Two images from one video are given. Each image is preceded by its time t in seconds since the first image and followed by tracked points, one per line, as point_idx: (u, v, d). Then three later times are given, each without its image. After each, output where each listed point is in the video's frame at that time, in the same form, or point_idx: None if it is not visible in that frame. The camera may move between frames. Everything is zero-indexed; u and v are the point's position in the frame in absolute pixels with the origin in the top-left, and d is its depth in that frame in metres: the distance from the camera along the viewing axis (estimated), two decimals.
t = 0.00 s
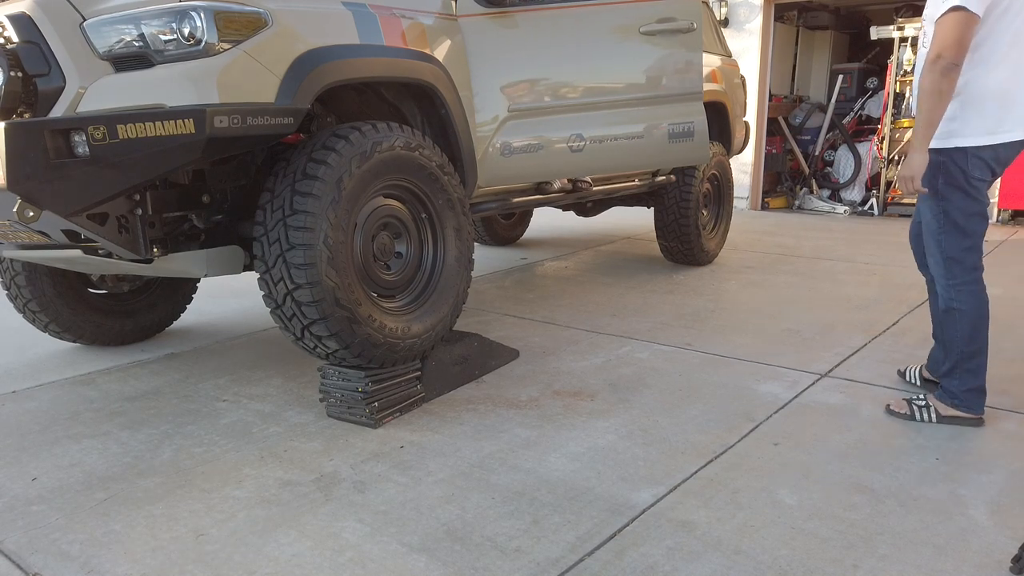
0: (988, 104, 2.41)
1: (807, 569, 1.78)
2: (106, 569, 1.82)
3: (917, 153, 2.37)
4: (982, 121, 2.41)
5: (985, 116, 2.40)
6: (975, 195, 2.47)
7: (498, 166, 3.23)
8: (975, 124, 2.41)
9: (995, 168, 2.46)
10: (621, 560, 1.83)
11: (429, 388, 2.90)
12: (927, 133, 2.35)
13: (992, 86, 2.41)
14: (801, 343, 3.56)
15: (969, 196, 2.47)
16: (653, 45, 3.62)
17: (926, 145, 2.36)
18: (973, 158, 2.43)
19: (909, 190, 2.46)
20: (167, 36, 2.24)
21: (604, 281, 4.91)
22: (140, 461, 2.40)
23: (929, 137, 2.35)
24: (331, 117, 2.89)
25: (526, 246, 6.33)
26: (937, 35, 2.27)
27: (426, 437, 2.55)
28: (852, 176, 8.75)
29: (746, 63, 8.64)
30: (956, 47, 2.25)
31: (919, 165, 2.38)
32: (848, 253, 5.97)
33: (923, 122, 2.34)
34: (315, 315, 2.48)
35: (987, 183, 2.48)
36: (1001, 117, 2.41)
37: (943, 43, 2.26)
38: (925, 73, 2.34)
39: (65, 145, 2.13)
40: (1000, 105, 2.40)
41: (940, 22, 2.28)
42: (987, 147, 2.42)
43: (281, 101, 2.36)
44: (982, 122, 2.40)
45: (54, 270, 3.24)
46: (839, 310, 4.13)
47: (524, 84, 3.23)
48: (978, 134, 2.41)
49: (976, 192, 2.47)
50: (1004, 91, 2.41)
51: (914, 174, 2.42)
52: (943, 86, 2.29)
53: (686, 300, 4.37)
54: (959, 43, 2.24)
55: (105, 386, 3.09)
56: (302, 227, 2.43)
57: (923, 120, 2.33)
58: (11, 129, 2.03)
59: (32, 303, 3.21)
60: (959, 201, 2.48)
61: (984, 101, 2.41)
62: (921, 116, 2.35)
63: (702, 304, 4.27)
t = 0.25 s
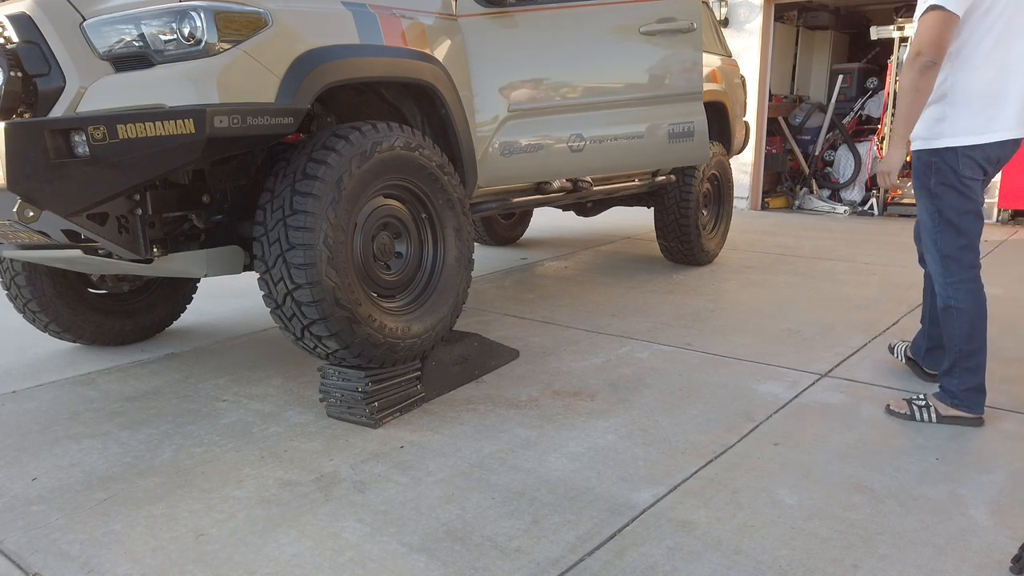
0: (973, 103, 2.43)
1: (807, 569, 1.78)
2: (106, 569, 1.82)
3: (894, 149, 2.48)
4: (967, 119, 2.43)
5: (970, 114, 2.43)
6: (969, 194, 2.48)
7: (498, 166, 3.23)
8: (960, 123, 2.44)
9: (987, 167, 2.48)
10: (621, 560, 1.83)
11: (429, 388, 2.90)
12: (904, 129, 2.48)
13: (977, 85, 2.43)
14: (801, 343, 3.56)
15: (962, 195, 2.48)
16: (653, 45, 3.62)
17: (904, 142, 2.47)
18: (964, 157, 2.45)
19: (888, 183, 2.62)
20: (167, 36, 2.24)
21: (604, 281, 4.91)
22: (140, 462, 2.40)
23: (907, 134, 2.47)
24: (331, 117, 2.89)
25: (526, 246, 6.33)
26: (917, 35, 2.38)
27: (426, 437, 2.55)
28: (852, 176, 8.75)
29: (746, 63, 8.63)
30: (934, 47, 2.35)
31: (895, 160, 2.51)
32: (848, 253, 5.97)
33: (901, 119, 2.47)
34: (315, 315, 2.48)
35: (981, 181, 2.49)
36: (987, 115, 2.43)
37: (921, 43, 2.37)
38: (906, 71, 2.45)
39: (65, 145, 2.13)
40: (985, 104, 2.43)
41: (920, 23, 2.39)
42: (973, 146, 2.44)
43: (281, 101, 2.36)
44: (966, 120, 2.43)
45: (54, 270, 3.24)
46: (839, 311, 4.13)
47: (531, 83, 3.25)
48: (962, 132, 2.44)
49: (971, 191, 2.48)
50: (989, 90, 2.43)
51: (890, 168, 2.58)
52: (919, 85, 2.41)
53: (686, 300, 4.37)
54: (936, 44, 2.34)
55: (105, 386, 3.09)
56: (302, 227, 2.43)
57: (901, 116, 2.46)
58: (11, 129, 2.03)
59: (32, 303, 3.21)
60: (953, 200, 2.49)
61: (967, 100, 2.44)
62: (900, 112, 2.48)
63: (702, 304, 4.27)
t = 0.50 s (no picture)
0: (960, 105, 2.48)
1: (807, 569, 1.78)
2: (106, 569, 1.82)
3: (879, 145, 2.57)
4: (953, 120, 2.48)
5: (957, 115, 2.48)
6: (954, 190, 2.53)
7: (498, 165, 3.24)
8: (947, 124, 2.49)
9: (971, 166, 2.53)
10: (621, 560, 1.83)
11: (429, 388, 2.90)
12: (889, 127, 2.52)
13: (965, 88, 2.48)
14: (801, 343, 3.56)
15: (948, 191, 2.54)
16: (653, 45, 3.62)
17: (889, 141, 2.56)
18: (949, 157, 2.51)
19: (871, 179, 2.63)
20: (167, 36, 2.24)
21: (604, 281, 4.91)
22: (140, 462, 2.40)
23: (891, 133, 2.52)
24: (331, 117, 2.89)
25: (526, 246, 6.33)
26: (909, 37, 2.41)
27: (426, 437, 2.55)
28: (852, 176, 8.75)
29: (746, 63, 8.63)
30: (925, 50, 2.38)
31: (880, 158, 2.59)
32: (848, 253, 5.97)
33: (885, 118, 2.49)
34: (315, 314, 2.48)
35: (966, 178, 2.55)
36: (973, 117, 2.48)
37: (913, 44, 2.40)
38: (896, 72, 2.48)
39: (65, 145, 2.13)
40: (971, 106, 2.48)
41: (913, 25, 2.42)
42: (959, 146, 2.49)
43: (281, 101, 2.36)
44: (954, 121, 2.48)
45: (54, 270, 3.24)
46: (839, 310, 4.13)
47: (537, 82, 3.26)
48: (949, 134, 2.49)
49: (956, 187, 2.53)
50: (976, 92, 2.48)
51: (873, 164, 2.61)
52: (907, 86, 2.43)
53: (686, 300, 4.37)
54: (928, 47, 2.37)
55: (105, 386, 3.09)
56: (302, 226, 2.43)
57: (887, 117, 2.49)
58: (11, 129, 2.03)
59: (33, 303, 3.21)
60: (938, 196, 2.55)
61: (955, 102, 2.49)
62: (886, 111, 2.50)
63: (702, 304, 4.27)
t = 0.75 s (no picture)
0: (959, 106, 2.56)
1: (807, 569, 1.78)
2: (106, 569, 1.82)
3: (880, 141, 2.56)
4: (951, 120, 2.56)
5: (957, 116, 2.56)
6: (935, 184, 2.62)
7: (498, 165, 3.24)
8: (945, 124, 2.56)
9: (961, 164, 2.61)
10: (621, 560, 1.83)
11: (429, 388, 2.90)
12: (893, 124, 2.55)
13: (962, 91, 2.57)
14: (801, 343, 3.56)
15: (929, 184, 2.62)
16: (653, 45, 3.62)
17: (890, 136, 2.57)
18: (942, 153, 2.58)
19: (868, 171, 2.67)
20: (167, 36, 2.24)
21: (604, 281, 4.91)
22: (140, 462, 2.40)
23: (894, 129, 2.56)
24: (331, 117, 2.89)
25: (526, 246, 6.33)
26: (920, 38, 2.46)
27: (426, 437, 2.55)
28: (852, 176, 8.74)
29: (746, 64, 8.63)
30: (935, 53, 2.44)
31: (881, 152, 2.59)
32: (848, 253, 5.97)
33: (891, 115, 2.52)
34: (315, 314, 2.48)
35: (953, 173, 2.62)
36: (969, 119, 2.56)
37: (924, 46, 2.45)
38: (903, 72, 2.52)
39: (65, 145, 2.13)
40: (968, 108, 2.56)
41: (924, 28, 2.48)
42: (956, 146, 2.57)
43: (281, 101, 2.36)
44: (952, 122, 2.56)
45: (54, 270, 3.24)
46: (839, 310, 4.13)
47: (551, 80, 3.30)
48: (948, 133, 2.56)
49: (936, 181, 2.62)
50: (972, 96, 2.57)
51: (874, 157, 2.62)
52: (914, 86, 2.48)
53: (686, 300, 4.37)
54: (938, 49, 2.44)
55: (104, 386, 3.09)
56: (302, 227, 2.43)
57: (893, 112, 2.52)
58: (11, 129, 2.03)
59: (33, 303, 3.21)
60: (918, 188, 2.63)
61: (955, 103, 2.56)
62: (891, 109, 2.54)
63: (702, 304, 4.27)
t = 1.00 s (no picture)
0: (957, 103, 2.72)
1: (807, 569, 1.78)
2: (106, 569, 1.82)
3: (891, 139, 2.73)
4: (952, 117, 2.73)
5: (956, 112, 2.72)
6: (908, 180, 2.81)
7: (498, 165, 3.24)
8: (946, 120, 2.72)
9: (946, 161, 2.78)
10: (621, 560, 1.83)
11: (429, 388, 2.90)
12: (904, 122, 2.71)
13: (961, 89, 2.73)
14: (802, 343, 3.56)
15: (902, 180, 2.81)
16: (653, 45, 3.61)
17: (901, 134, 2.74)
18: (930, 150, 2.75)
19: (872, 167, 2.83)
20: (167, 37, 2.24)
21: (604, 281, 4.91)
22: (140, 462, 2.40)
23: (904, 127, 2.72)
24: (331, 117, 2.89)
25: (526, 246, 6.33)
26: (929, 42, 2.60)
27: (426, 437, 2.55)
28: (852, 176, 8.74)
29: (746, 64, 8.63)
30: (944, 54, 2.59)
31: (892, 150, 2.75)
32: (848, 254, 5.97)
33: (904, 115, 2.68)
34: (315, 314, 2.48)
35: (934, 169, 2.78)
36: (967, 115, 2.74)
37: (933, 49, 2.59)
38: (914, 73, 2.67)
39: (65, 145, 2.13)
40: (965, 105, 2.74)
41: (930, 31, 2.60)
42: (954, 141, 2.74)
43: (281, 101, 2.36)
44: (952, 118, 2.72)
45: (54, 270, 3.24)
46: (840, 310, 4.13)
47: (567, 77, 3.35)
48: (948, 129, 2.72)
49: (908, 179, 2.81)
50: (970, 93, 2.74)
51: (883, 153, 2.77)
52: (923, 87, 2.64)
53: (686, 300, 4.37)
54: (948, 51, 2.58)
55: (105, 386, 3.09)
56: (302, 226, 2.43)
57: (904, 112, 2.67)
58: (11, 129, 2.03)
59: (33, 303, 3.21)
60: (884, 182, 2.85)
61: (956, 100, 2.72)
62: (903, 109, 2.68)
63: (702, 304, 4.26)
